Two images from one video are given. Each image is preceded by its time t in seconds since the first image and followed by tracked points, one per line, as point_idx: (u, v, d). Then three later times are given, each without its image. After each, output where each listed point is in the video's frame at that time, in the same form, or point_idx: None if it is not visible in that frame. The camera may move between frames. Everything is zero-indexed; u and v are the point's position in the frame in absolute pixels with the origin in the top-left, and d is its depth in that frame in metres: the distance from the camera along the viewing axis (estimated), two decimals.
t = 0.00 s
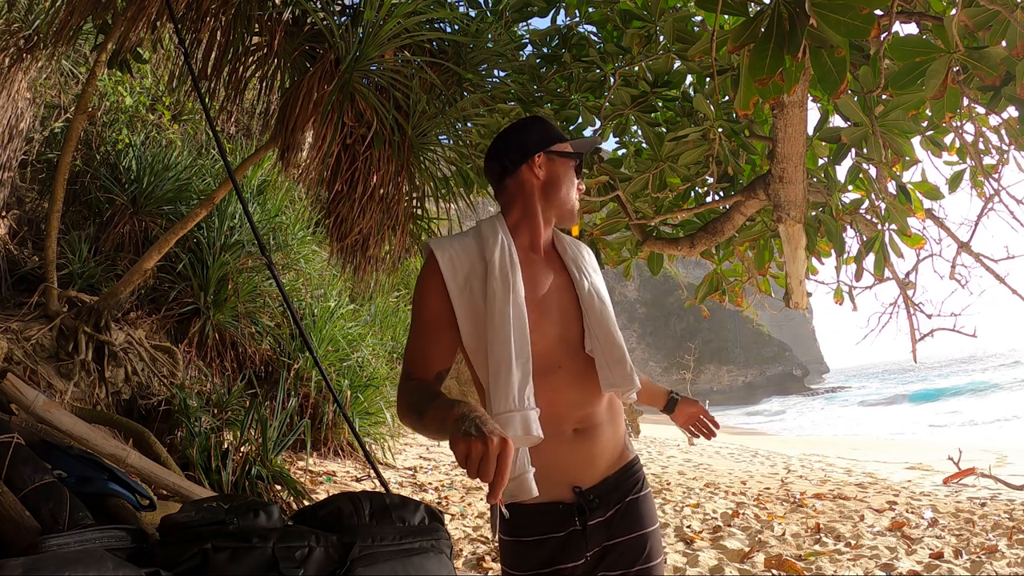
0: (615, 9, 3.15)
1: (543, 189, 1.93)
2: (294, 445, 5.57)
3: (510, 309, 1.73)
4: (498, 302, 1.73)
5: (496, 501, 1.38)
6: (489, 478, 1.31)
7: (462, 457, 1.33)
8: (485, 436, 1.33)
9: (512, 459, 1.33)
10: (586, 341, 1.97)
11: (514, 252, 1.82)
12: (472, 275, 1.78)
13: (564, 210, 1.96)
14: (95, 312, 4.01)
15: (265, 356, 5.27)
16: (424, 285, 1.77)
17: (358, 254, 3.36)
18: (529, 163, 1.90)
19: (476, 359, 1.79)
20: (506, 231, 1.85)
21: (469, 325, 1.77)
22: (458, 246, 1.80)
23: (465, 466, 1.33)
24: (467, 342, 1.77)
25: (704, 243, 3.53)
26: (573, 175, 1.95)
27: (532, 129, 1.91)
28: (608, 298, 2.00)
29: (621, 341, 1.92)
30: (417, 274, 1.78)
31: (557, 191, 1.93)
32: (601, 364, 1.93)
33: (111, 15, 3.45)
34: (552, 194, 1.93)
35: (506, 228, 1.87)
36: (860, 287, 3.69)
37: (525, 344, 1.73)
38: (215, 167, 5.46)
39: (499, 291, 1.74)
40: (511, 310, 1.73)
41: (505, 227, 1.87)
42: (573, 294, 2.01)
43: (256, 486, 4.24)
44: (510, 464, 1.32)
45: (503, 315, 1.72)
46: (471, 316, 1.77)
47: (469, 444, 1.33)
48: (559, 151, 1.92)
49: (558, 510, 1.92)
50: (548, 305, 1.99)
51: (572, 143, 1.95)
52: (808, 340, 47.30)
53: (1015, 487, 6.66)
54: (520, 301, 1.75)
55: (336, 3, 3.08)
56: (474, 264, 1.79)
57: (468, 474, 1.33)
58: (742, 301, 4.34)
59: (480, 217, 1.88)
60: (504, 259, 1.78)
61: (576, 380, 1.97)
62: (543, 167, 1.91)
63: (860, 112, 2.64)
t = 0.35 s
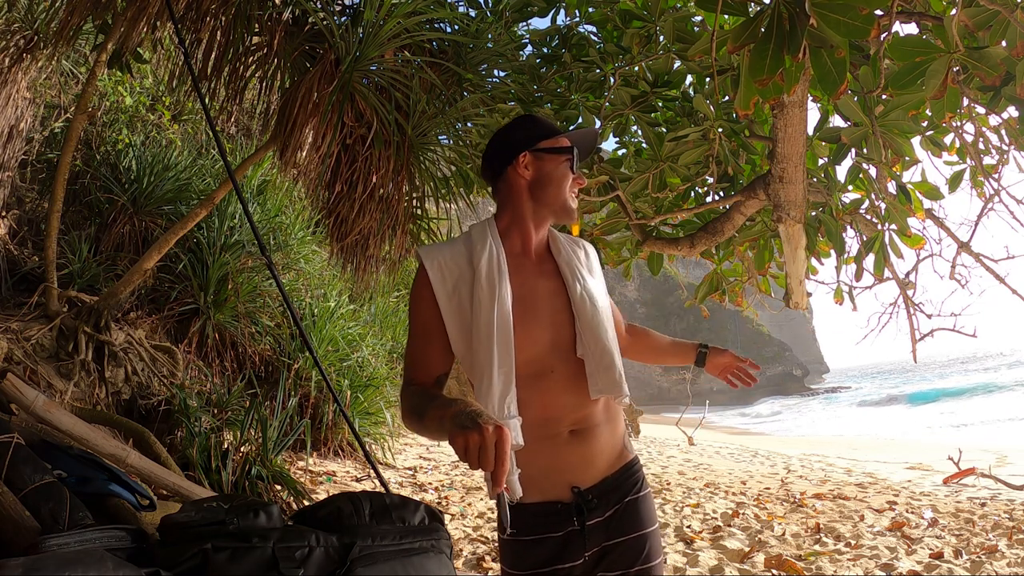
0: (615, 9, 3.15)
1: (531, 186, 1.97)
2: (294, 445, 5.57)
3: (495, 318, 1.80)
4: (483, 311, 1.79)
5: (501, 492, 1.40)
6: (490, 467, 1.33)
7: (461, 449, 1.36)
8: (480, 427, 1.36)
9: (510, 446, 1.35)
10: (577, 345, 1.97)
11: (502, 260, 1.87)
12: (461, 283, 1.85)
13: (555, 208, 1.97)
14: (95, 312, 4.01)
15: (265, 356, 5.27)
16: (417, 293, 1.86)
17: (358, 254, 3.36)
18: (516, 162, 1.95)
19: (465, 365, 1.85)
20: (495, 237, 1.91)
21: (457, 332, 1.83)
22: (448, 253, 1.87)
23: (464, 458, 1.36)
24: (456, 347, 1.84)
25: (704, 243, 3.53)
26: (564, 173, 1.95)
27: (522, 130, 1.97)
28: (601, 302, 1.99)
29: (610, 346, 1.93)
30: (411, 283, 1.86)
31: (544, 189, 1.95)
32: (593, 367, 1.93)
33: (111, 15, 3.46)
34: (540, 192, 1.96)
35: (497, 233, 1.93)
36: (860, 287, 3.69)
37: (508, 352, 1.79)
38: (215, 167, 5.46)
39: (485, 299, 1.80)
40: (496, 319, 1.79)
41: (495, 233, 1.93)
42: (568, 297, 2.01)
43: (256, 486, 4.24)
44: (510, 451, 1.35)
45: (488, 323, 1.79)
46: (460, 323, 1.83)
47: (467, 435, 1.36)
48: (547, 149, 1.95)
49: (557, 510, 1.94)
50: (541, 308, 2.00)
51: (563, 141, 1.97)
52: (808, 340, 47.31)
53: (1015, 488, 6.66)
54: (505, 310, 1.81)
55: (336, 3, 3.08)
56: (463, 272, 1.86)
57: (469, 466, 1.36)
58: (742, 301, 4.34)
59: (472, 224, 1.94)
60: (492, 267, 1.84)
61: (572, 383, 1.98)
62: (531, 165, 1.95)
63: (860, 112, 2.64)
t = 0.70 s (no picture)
0: (615, 9, 3.15)
1: (514, 189, 2.03)
2: (294, 445, 5.57)
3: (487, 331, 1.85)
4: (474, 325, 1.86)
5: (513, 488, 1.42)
6: (492, 458, 1.35)
7: (461, 449, 1.38)
8: (475, 424, 1.39)
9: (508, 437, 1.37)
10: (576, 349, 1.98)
11: (492, 273, 1.92)
12: (454, 299, 1.92)
13: (538, 208, 2.02)
14: (95, 312, 4.01)
15: (265, 356, 5.27)
16: (415, 311, 1.95)
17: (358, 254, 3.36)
18: (496, 165, 2.03)
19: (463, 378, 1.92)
20: (485, 250, 1.97)
21: (454, 347, 1.90)
22: (440, 270, 1.94)
23: (466, 457, 1.38)
24: (453, 360, 1.91)
25: (704, 243, 3.53)
26: (545, 172, 2.00)
27: (501, 133, 2.05)
28: (599, 301, 1.99)
29: (607, 346, 1.93)
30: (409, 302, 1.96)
31: (526, 190, 2.01)
32: (592, 368, 1.94)
33: (111, 15, 3.46)
34: (522, 194, 2.02)
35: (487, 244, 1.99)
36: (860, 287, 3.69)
37: (502, 363, 1.83)
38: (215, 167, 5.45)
39: (477, 313, 1.87)
40: (486, 332, 1.85)
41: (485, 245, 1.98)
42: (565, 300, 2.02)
43: (256, 486, 4.24)
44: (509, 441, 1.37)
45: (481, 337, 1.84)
46: (455, 337, 1.90)
47: (465, 433, 1.39)
48: (526, 150, 2.01)
49: (559, 506, 1.95)
50: (539, 314, 2.03)
51: (542, 139, 2.02)
52: (807, 340, 47.30)
53: (1015, 488, 6.66)
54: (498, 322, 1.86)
55: (336, 3, 3.08)
56: (456, 288, 1.93)
57: (472, 463, 1.38)
58: (743, 301, 4.34)
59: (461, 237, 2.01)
60: (482, 282, 1.90)
61: (573, 384, 2.00)
62: (510, 168, 2.02)
63: (860, 112, 2.64)
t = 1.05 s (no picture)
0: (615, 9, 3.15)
1: (484, 208, 2.02)
2: (294, 445, 5.57)
3: (484, 354, 1.93)
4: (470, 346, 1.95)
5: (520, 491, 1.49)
6: (492, 463, 1.44)
7: (466, 455, 1.49)
8: (479, 431, 1.49)
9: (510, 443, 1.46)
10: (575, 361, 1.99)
11: (485, 294, 2.00)
12: (450, 323, 2.03)
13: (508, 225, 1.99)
14: (95, 312, 4.01)
15: (265, 356, 5.26)
16: (418, 336, 2.06)
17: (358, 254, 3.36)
18: (462, 187, 2.04)
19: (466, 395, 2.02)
20: (476, 273, 2.03)
21: (454, 368, 2.00)
22: (435, 297, 2.04)
23: (471, 463, 1.48)
24: (455, 381, 1.99)
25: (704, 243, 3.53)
26: (504, 189, 1.94)
27: (463, 153, 2.03)
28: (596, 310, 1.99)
29: (604, 357, 1.95)
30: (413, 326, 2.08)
31: (492, 209, 1.99)
32: (589, 380, 1.95)
33: (110, 15, 3.46)
34: (492, 213, 2.00)
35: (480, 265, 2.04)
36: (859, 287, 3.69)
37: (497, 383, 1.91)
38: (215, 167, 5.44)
39: (472, 337, 1.96)
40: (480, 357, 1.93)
41: (477, 267, 2.04)
42: (561, 310, 2.03)
43: (256, 486, 4.24)
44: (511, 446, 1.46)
45: (478, 360, 1.92)
46: (456, 358, 2.00)
47: (470, 440, 1.49)
48: (483, 168, 1.96)
49: (565, 503, 2.03)
50: (539, 326, 2.05)
51: (498, 153, 1.96)
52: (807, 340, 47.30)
53: (1015, 488, 6.65)
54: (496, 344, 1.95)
55: (336, 3, 3.08)
56: (451, 313, 2.03)
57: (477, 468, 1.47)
58: (743, 301, 4.34)
59: (454, 260, 2.07)
60: (476, 305, 1.98)
61: (574, 394, 2.02)
62: (475, 189, 2.02)
63: (860, 112, 2.64)
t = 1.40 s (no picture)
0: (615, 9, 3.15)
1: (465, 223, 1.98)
2: (294, 445, 5.57)
3: (483, 368, 1.96)
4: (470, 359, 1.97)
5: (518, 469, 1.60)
6: (487, 443, 1.55)
7: (463, 441, 1.61)
8: (472, 418, 1.61)
9: (502, 424, 1.58)
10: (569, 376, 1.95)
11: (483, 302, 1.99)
12: (454, 330, 2.06)
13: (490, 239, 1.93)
14: (95, 312, 4.01)
15: (265, 356, 5.25)
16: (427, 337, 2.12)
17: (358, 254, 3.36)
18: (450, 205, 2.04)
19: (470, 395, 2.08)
20: (476, 283, 2.01)
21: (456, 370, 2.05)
22: (440, 302, 2.07)
23: (469, 448, 1.59)
24: (458, 387, 2.05)
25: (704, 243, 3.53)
26: (468, 211, 1.90)
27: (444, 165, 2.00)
28: (592, 329, 1.91)
29: (597, 380, 1.90)
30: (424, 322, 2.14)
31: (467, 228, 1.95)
32: (580, 403, 1.92)
33: (110, 14, 3.46)
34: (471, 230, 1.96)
35: (483, 275, 2.02)
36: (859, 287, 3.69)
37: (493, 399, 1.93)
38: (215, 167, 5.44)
39: (472, 350, 1.97)
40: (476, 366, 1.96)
41: (477, 276, 2.02)
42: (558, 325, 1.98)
43: (256, 486, 4.24)
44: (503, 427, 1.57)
45: (477, 372, 1.96)
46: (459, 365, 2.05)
47: (465, 426, 1.61)
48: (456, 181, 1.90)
49: (562, 505, 2.05)
50: (540, 334, 2.03)
51: (460, 173, 1.88)
52: (807, 340, 47.29)
53: (1015, 488, 6.65)
54: (494, 358, 1.96)
55: (336, 3, 3.08)
56: (454, 320, 2.05)
57: (475, 452, 1.59)
58: (742, 301, 4.34)
59: (458, 265, 2.06)
60: (475, 317, 1.98)
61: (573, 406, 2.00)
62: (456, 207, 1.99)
63: (860, 112, 2.64)
